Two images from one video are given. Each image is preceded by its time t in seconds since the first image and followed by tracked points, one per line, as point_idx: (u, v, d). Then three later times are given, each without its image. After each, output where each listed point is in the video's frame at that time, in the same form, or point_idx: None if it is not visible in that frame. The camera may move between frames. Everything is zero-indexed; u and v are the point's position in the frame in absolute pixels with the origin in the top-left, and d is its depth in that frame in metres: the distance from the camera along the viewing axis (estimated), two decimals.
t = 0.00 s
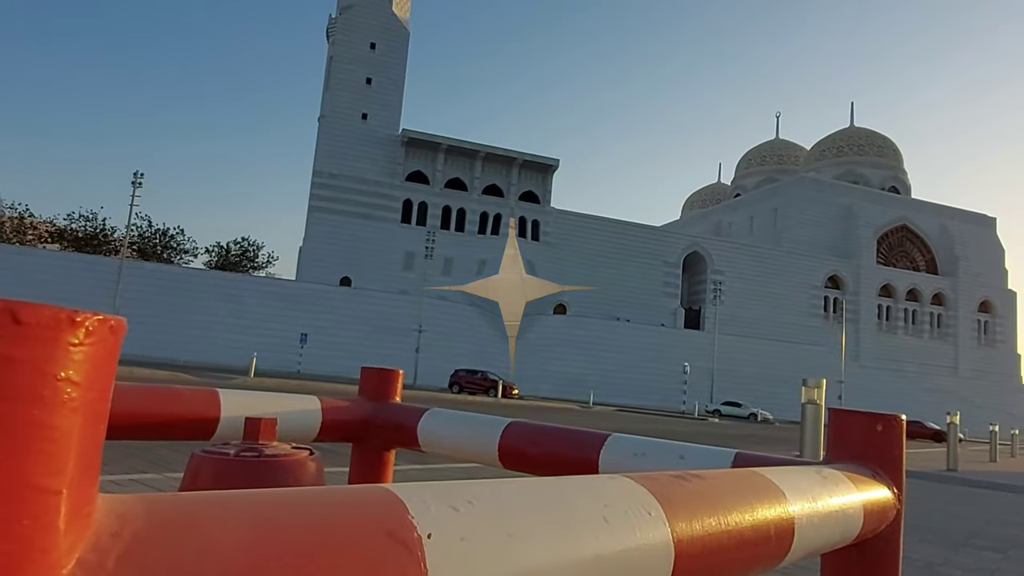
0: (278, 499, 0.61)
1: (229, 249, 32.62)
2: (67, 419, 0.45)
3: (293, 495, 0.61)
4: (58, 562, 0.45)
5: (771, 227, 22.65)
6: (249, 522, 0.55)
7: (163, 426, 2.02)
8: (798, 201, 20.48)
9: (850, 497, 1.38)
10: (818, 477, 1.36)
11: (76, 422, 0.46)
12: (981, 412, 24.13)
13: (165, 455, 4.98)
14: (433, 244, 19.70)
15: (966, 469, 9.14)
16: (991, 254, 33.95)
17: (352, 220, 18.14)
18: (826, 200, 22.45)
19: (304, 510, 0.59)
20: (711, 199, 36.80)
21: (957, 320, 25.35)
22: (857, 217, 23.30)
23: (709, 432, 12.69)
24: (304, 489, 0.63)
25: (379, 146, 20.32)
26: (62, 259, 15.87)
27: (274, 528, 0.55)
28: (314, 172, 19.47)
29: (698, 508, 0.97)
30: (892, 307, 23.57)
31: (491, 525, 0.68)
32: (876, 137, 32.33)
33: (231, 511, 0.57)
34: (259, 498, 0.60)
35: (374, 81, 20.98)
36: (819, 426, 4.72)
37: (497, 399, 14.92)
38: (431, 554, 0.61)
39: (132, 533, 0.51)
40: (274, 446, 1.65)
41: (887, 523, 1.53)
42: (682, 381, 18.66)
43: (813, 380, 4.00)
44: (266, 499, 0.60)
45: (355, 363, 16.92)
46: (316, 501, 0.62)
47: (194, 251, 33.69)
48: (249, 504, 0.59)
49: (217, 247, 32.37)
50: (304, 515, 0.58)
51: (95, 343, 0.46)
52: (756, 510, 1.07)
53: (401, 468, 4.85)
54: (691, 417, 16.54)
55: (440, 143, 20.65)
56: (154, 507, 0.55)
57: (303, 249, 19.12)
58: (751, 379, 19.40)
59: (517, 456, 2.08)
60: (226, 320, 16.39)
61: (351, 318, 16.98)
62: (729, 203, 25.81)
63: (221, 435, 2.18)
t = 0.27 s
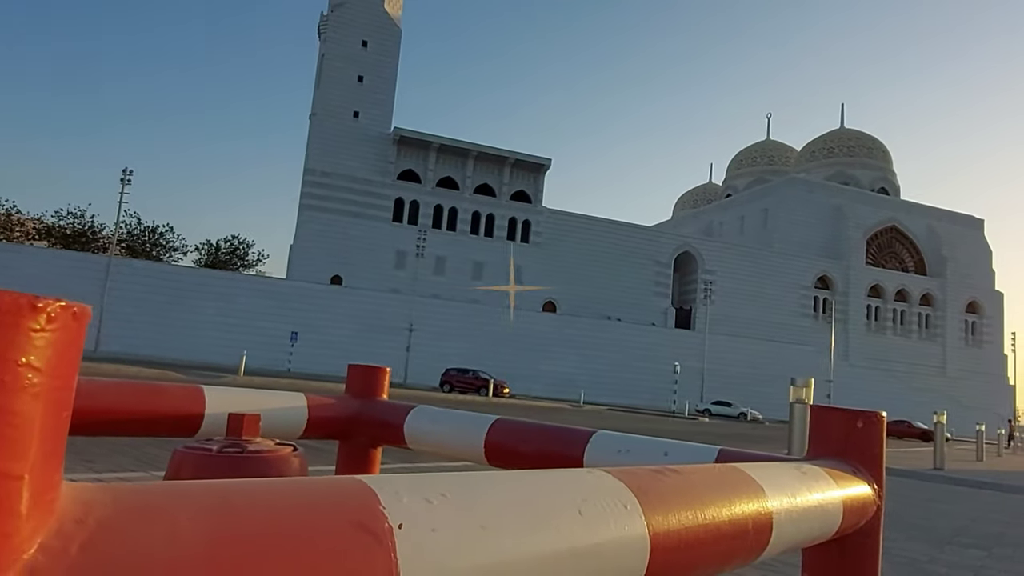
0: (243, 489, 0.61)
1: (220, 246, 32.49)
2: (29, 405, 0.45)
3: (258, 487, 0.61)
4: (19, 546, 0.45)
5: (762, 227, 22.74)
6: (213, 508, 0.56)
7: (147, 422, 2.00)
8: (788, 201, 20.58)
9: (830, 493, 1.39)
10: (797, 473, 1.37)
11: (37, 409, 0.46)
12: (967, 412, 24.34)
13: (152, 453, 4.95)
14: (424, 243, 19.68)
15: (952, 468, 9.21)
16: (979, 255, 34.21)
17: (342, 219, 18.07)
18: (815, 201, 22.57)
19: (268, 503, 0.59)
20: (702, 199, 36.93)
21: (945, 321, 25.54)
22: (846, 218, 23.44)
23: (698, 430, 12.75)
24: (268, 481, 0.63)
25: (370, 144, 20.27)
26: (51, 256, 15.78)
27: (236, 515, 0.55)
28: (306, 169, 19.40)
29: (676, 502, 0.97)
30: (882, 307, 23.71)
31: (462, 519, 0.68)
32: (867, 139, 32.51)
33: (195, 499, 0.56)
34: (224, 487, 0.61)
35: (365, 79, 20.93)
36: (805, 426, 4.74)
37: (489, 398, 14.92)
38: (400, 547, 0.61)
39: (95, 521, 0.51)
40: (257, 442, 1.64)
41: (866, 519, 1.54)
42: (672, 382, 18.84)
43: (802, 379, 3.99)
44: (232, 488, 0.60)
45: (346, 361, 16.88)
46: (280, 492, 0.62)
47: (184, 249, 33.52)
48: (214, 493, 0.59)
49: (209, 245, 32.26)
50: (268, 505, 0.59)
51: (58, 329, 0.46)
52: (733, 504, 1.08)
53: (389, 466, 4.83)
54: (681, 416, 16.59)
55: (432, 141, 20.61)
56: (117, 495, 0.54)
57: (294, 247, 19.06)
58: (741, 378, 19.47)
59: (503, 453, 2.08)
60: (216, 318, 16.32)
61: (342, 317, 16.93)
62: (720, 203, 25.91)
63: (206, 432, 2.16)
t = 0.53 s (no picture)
0: (214, 489, 0.61)
1: (206, 244, 32.25)
2: None
3: (228, 490, 0.61)
4: None
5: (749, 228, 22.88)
6: (179, 510, 0.56)
7: (128, 421, 1.99)
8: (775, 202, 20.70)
9: (807, 493, 1.40)
10: (775, 474, 1.38)
11: None
12: (950, 412, 24.62)
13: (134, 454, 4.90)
14: (413, 242, 19.63)
15: (934, 468, 9.31)
16: (963, 258, 34.60)
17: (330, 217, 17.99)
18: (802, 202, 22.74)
19: (238, 502, 0.59)
20: (691, 199, 37.08)
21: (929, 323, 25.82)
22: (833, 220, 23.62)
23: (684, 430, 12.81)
24: (238, 482, 0.63)
25: (359, 142, 20.20)
26: (34, 253, 15.61)
27: (202, 519, 0.55)
28: (293, 167, 19.30)
29: (651, 504, 0.98)
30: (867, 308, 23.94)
31: (432, 520, 0.68)
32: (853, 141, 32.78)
33: (161, 501, 0.56)
34: (192, 487, 0.60)
35: (354, 77, 20.86)
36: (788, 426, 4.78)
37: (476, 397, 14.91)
38: (369, 549, 0.61)
39: (59, 523, 0.51)
40: (238, 442, 1.64)
41: (843, 519, 1.55)
42: (660, 381, 18.93)
43: (786, 379, 4.01)
44: (201, 490, 0.60)
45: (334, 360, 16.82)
46: (249, 495, 0.61)
47: (170, 247, 33.25)
48: (183, 493, 0.59)
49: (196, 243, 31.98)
50: (236, 507, 0.58)
51: (18, 333, 0.46)
52: (709, 505, 1.09)
53: (373, 465, 4.81)
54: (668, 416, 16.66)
55: (421, 140, 20.56)
56: (83, 498, 0.53)
57: (281, 245, 18.95)
58: (728, 378, 19.57)
59: (485, 452, 2.08)
60: (203, 316, 16.20)
61: (330, 315, 16.86)
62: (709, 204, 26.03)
63: (187, 432, 2.15)
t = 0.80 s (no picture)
0: (172, 482, 0.61)
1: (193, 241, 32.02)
2: None
3: (184, 484, 0.61)
4: None
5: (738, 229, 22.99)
6: (132, 504, 0.55)
7: (106, 419, 1.97)
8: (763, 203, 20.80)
9: (780, 490, 1.42)
10: (748, 471, 1.39)
11: None
12: (934, 413, 24.86)
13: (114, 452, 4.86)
14: (402, 240, 19.59)
15: (916, 468, 9.39)
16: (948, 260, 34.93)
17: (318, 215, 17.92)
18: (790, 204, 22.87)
19: (195, 495, 0.59)
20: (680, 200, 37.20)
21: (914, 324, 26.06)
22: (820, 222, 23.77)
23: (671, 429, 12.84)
24: (196, 474, 0.63)
25: (348, 140, 20.11)
26: (18, 250, 15.44)
27: (156, 513, 0.55)
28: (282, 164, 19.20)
29: (620, 501, 0.98)
30: (853, 309, 24.15)
31: (393, 513, 0.69)
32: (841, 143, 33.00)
33: (119, 491, 0.56)
34: (150, 480, 0.60)
35: (344, 75, 20.76)
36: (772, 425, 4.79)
37: (464, 397, 14.90)
38: (327, 543, 0.61)
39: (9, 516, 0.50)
40: (215, 439, 1.63)
41: (816, 517, 1.57)
42: (648, 381, 19.03)
43: (770, 380, 4.02)
44: (159, 482, 0.61)
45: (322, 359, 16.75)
46: (206, 489, 0.61)
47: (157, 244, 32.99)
48: (140, 486, 0.59)
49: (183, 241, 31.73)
50: (192, 501, 0.59)
51: None
52: (678, 502, 1.10)
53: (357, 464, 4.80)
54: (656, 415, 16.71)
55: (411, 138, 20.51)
56: (32, 490, 0.53)
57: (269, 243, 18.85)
58: (716, 378, 19.68)
59: (466, 450, 2.09)
60: (189, 314, 16.09)
61: (318, 314, 16.79)
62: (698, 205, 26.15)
63: (166, 430, 2.14)
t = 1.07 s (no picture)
0: (135, 478, 0.61)
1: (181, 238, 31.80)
2: None
3: (149, 479, 0.61)
4: None
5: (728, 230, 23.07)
6: (96, 497, 0.55)
7: (86, 416, 1.96)
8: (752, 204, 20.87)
9: (756, 489, 1.43)
10: (725, 469, 1.40)
11: None
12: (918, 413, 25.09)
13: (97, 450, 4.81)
14: (392, 239, 19.54)
15: (900, 467, 9.46)
16: (935, 261, 35.21)
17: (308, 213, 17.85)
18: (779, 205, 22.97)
19: (158, 491, 0.59)
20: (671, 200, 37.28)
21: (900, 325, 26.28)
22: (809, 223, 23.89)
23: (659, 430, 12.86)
24: (161, 470, 0.63)
25: (339, 139, 20.03)
26: (3, 246, 15.30)
27: (118, 505, 0.55)
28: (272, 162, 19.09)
29: (593, 498, 0.99)
30: (840, 311, 24.30)
31: (360, 510, 0.69)
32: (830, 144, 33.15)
33: (79, 489, 0.56)
34: (113, 475, 0.60)
35: (334, 73, 20.65)
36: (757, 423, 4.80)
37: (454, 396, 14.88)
38: (292, 540, 0.61)
39: None
40: (194, 437, 1.63)
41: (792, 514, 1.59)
42: (637, 381, 19.07)
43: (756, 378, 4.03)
44: (120, 478, 0.60)
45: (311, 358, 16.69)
46: (174, 484, 0.62)
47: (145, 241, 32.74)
48: (101, 482, 0.59)
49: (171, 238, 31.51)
50: (158, 496, 0.59)
51: None
52: (653, 499, 1.11)
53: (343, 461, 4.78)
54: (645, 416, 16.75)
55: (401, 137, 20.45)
56: None
57: (258, 241, 18.76)
58: (705, 378, 19.75)
59: (448, 448, 2.09)
60: (177, 312, 15.99)
61: (307, 313, 16.72)
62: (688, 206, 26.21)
63: (147, 427, 2.13)
